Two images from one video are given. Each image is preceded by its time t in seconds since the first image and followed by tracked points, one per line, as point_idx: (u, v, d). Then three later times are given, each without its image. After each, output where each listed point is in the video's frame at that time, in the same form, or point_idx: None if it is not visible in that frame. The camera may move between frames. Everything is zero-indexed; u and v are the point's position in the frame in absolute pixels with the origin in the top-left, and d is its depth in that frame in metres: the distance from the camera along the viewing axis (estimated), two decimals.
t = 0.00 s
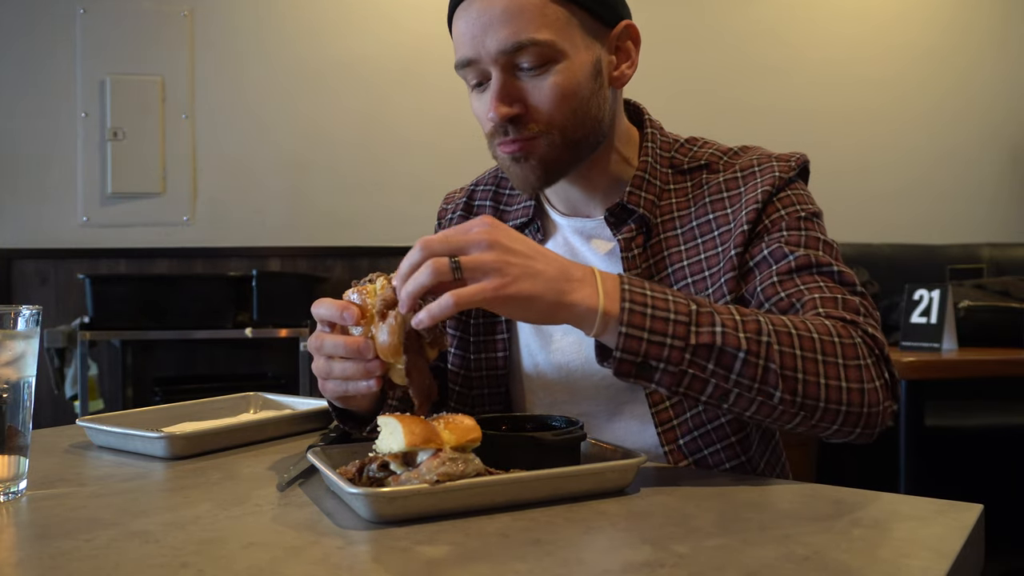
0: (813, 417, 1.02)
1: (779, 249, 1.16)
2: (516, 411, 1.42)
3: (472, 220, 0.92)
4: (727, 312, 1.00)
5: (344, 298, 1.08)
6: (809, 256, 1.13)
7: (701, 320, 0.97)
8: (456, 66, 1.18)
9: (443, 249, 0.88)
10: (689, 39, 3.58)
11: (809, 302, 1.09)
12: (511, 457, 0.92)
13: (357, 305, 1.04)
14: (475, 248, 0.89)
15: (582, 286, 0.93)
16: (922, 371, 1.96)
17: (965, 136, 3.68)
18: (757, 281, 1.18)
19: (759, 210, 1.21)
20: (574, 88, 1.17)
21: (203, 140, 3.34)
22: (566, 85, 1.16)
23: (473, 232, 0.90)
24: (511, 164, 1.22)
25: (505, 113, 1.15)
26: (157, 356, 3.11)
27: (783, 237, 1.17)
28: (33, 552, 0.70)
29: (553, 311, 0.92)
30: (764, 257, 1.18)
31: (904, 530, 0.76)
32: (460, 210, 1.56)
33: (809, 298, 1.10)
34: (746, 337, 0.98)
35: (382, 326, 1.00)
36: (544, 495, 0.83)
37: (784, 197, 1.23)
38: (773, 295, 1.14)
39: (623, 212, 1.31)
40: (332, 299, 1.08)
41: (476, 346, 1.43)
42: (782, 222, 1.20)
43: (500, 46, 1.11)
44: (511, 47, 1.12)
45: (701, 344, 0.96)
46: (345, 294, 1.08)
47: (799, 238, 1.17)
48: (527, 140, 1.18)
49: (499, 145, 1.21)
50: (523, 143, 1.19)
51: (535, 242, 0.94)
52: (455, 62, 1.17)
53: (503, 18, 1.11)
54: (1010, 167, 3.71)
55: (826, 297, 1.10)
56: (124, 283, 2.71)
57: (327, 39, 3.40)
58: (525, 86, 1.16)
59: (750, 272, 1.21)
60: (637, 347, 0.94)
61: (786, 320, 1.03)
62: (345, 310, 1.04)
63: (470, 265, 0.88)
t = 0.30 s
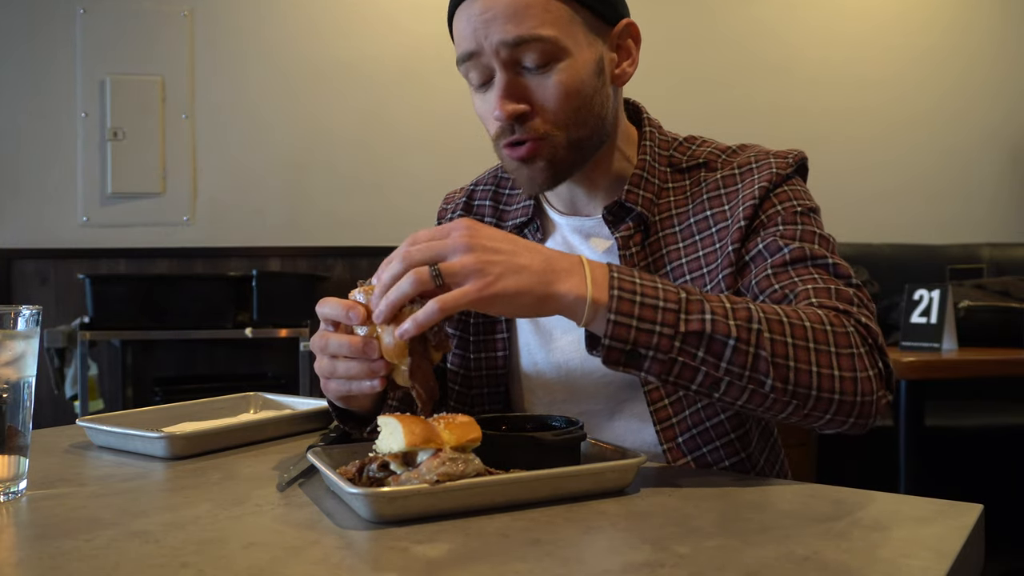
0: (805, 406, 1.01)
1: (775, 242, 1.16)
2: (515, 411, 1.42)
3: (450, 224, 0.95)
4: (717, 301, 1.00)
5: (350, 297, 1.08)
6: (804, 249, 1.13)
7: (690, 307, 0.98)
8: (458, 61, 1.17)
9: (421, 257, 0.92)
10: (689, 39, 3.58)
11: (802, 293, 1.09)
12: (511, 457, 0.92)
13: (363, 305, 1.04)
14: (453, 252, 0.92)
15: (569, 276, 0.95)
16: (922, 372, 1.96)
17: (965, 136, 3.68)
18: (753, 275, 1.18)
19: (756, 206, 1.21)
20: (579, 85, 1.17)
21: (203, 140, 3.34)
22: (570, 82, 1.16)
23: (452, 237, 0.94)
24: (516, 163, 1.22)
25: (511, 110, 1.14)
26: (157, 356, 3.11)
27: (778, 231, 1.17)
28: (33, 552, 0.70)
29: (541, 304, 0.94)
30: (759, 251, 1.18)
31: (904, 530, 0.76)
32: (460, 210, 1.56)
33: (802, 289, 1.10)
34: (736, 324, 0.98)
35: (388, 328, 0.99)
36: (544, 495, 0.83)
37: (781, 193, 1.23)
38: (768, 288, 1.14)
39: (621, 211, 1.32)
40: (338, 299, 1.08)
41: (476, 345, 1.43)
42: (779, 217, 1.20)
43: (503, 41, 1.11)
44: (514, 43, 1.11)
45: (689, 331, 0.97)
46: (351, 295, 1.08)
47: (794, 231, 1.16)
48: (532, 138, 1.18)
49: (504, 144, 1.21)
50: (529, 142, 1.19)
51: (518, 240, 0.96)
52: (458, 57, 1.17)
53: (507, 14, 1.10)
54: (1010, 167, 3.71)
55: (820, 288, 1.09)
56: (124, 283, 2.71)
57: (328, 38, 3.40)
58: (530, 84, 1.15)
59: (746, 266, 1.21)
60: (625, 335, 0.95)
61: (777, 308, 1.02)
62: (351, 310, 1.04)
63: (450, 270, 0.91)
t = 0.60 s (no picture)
0: (802, 399, 1.01)
1: (772, 238, 1.16)
2: (516, 411, 1.42)
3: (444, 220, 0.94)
4: (713, 296, 1.01)
5: (352, 300, 1.09)
6: (801, 244, 1.13)
7: (685, 303, 0.98)
8: (458, 72, 1.17)
9: (417, 255, 0.91)
10: (689, 38, 3.58)
11: (798, 288, 1.09)
12: (511, 457, 0.92)
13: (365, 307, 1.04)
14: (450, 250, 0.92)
15: (564, 272, 0.95)
16: (922, 372, 1.96)
17: (965, 136, 3.68)
18: (751, 272, 1.18)
19: (755, 204, 1.21)
20: (581, 94, 1.17)
21: (203, 140, 3.34)
22: (573, 91, 1.16)
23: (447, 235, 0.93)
24: (516, 171, 1.21)
25: (513, 121, 1.14)
26: (157, 356, 3.11)
27: (776, 227, 1.17)
28: (33, 552, 0.70)
29: (536, 301, 0.93)
30: (757, 247, 1.18)
31: (903, 530, 0.76)
32: (460, 210, 1.56)
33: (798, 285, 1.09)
34: (731, 319, 0.98)
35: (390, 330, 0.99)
36: (544, 495, 0.83)
37: (780, 190, 1.23)
38: (765, 284, 1.14)
39: (619, 210, 1.32)
40: (340, 301, 1.08)
41: (478, 344, 1.43)
42: (777, 214, 1.20)
43: (505, 50, 1.11)
44: (516, 52, 1.11)
45: (685, 327, 0.97)
46: (354, 297, 1.08)
47: (792, 227, 1.16)
48: (533, 145, 1.18)
49: (503, 152, 1.20)
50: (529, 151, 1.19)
51: (511, 237, 0.96)
52: (457, 66, 1.16)
53: (510, 23, 1.10)
54: (1011, 167, 3.71)
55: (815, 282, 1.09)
56: (124, 283, 2.71)
57: (327, 38, 3.40)
58: (532, 93, 1.15)
59: (744, 263, 1.21)
60: (621, 331, 0.95)
61: (771, 303, 1.03)
62: (354, 313, 1.04)
63: (446, 267, 0.90)
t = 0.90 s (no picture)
0: (808, 397, 1.01)
1: (774, 238, 1.16)
2: (515, 411, 1.42)
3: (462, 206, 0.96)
4: (717, 295, 1.00)
5: (344, 297, 1.11)
6: (804, 244, 1.13)
7: (689, 301, 0.98)
8: (451, 72, 1.18)
9: (433, 236, 0.93)
10: (689, 38, 3.57)
11: (803, 288, 1.09)
12: (510, 457, 0.92)
13: (357, 303, 1.07)
14: (465, 231, 0.93)
15: (572, 265, 0.96)
16: (922, 372, 1.96)
17: (965, 136, 3.68)
18: (754, 271, 1.18)
19: (755, 203, 1.21)
20: (572, 96, 1.17)
21: (203, 140, 3.34)
22: (563, 93, 1.16)
23: (463, 217, 0.94)
24: (507, 170, 1.21)
25: (502, 122, 1.15)
26: (157, 356, 3.11)
27: (777, 227, 1.17)
28: (33, 552, 0.70)
29: (543, 294, 0.94)
30: (759, 246, 1.18)
31: (903, 530, 0.76)
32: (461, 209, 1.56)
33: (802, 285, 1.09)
34: (735, 317, 0.98)
35: (382, 324, 1.03)
36: (544, 495, 0.83)
37: (780, 189, 1.23)
38: (768, 283, 1.14)
39: (619, 210, 1.32)
40: (332, 298, 1.10)
41: (477, 345, 1.43)
42: (778, 213, 1.20)
43: (496, 52, 1.11)
44: (507, 53, 1.12)
45: (689, 324, 0.96)
46: (346, 294, 1.10)
47: (793, 227, 1.16)
48: (523, 145, 1.18)
49: (495, 151, 1.21)
50: (521, 150, 1.19)
51: (523, 229, 0.97)
52: (450, 67, 1.17)
53: (501, 25, 1.11)
54: (1011, 167, 3.71)
55: (819, 282, 1.09)
56: (124, 283, 2.71)
57: (328, 38, 3.40)
58: (523, 94, 1.15)
59: (746, 263, 1.21)
60: (624, 328, 0.95)
61: (776, 302, 1.03)
62: (346, 308, 1.06)
63: (461, 245, 0.92)
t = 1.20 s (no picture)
0: (821, 402, 1.01)
1: (781, 241, 1.16)
2: (515, 411, 1.43)
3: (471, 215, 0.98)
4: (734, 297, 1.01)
5: (345, 302, 1.11)
6: (812, 247, 1.13)
7: (707, 304, 0.98)
8: (453, 67, 1.18)
9: (444, 241, 0.95)
10: (690, 38, 3.57)
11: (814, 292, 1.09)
12: (511, 457, 0.92)
13: (358, 309, 1.08)
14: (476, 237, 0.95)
15: (589, 266, 0.96)
16: (922, 372, 1.96)
17: (964, 136, 3.68)
18: (761, 273, 1.18)
19: (759, 206, 1.21)
20: (573, 92, 1.17)
21: (203, 140, 3.34)
22: (563, 89, 1.16)
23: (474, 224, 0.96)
24: (508, 167, 1.21)
25: (503, 117, 1.15)
26: (157, 356, 3.10)
27: (784, 230, 1.17)
28: (33, 552, 0.70)
29: (559, 296, 0.94)
30: (766, 250, 1.18)
31: (903, 530, 0.76)
32: (460, 210, 1.56)
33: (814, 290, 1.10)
34: (753, 320, 0.98)
35: (382, 331, 1.03)
36: (544, 495, 0.83)
37: (784, 192, 1.23)
38: (778, 287, 1.14)
39: (621, 210, 1.31)
40: (332, 303, 1.11)
41: (477, 344, 1.43)
42: (783, 216, 1.20)
43: (497, 48, 1.12)
44: (508, 49, 1.12)
45: (708, 327, 0.97)
46: (348, 300, 1.11)
47: (799, 230, 1.17)
48: (524, 141, 1.18)
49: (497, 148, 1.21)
50: (522, 146, 1.19)
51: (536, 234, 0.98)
52: (453, 62, 1.17)
53: (503, 21, 1.11)
54: (1010, 167, 3.71)
55: (830, 290, 1.09)
56: (124, 283, 2.71)
57: (327, 39, 3.40)
58: (524, 90, 1.15)
59: (753, 266, 1.21)
60: (643, 328, 0.95)
61: (791, 305, 1.03)
62: (346, 314, 1.07)
63: (473, 250, 0.93)
